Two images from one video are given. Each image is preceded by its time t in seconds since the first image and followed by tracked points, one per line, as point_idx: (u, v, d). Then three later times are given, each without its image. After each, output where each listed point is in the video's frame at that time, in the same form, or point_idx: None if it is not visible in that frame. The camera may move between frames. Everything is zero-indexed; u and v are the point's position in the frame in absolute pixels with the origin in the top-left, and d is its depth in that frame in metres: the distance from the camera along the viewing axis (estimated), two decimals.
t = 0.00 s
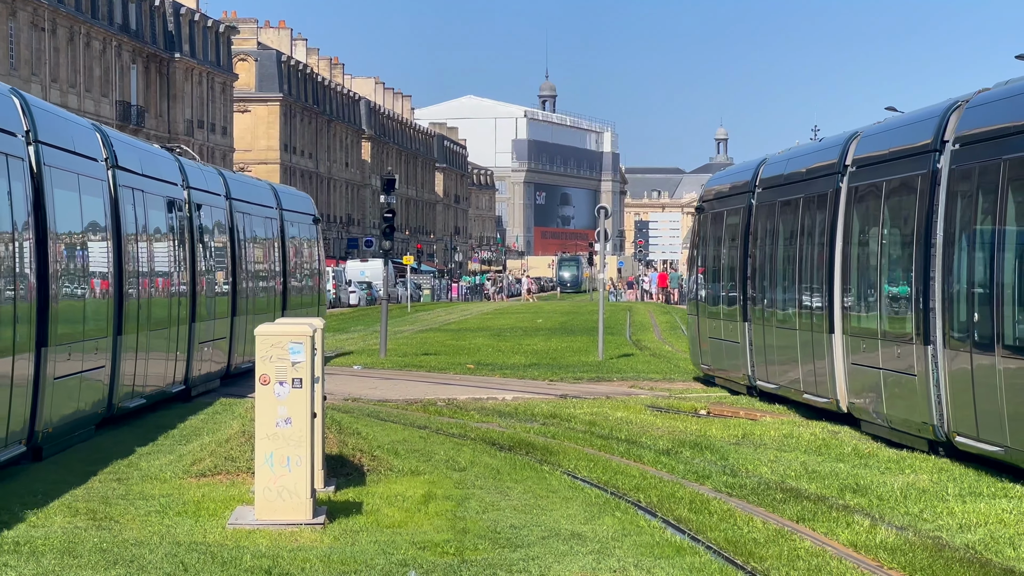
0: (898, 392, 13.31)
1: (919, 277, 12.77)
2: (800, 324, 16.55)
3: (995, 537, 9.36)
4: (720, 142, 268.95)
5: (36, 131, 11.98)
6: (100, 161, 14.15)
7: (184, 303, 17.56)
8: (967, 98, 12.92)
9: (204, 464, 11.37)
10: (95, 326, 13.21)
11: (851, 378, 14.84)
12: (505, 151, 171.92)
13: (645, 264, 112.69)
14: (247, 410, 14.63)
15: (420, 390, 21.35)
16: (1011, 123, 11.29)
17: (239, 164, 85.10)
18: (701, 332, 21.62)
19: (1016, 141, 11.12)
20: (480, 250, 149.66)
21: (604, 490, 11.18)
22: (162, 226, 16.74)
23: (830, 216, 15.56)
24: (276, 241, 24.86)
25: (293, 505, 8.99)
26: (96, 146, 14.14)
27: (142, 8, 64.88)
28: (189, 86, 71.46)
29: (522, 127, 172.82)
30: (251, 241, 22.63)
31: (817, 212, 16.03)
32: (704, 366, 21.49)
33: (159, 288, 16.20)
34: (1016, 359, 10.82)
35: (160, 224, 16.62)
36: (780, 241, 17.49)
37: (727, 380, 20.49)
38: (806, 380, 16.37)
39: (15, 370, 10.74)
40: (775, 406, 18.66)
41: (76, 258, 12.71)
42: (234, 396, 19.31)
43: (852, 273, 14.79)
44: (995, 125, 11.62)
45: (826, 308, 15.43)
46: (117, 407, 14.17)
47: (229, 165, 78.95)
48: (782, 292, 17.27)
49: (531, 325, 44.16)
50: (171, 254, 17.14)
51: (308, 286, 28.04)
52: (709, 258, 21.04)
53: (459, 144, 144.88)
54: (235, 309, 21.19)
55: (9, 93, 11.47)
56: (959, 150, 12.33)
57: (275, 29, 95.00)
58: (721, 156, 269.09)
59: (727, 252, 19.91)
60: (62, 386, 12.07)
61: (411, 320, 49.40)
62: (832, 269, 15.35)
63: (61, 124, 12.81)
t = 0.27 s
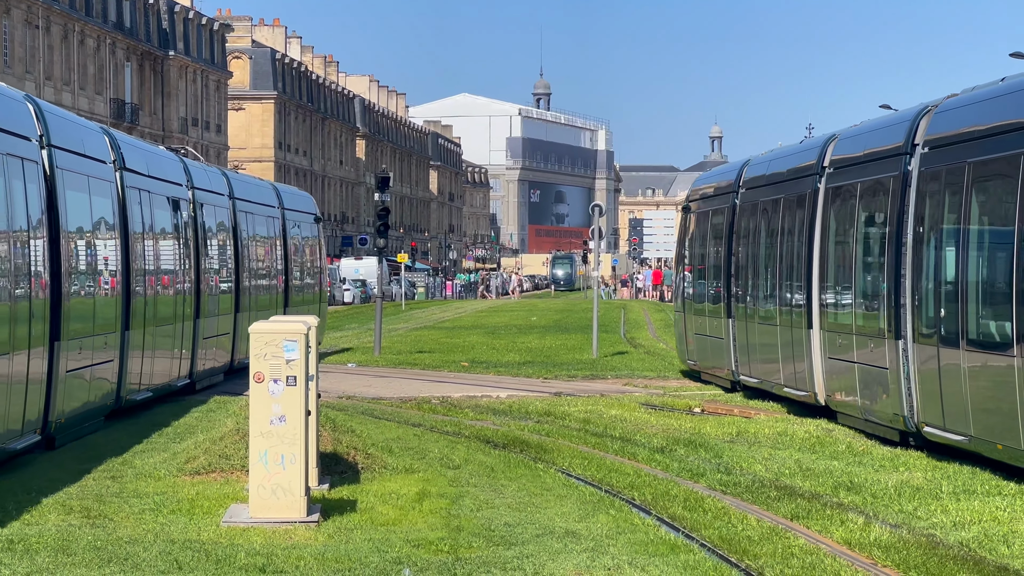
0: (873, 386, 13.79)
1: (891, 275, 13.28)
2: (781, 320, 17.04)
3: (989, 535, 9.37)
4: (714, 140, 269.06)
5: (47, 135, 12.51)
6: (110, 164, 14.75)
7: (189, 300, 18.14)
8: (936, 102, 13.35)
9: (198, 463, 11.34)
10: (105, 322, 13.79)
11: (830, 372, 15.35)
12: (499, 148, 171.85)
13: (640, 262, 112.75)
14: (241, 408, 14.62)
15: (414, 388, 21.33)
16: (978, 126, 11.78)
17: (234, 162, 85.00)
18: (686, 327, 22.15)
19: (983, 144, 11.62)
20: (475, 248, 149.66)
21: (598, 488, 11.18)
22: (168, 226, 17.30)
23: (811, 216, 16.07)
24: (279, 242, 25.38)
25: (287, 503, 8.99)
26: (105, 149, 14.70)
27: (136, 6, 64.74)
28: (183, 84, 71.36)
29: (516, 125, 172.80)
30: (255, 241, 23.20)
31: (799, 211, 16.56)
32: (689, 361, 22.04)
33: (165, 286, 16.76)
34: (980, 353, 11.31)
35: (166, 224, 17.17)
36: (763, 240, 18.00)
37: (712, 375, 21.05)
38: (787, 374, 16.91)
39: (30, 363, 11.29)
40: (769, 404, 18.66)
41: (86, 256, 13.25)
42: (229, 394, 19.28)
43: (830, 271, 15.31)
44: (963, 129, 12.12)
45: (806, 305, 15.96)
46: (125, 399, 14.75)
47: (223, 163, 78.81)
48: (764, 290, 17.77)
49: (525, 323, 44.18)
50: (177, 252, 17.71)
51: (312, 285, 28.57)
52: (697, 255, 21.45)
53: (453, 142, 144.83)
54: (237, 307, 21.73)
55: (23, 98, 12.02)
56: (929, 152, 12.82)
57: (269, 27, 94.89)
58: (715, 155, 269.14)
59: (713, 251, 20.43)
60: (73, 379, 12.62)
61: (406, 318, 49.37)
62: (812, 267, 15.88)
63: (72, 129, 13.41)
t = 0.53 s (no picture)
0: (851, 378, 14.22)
1: (865, 272, 13.78)
2: (761, 315, 17.47)
3: (983, 532, 9.38)
4: (709, 138, 269.22)
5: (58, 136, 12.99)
6: (117, 164, 15.14)
7: (195, 297, 18.52)
8: (905, 105, 13.83)
9: (193, 460, 11.34)
10: (113, 318, 14.26)
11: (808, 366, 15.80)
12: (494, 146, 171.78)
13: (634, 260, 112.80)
14: (236, 405, 14.61)
15: (409, 385, 21.32)
16: (953, 128, 12.11)
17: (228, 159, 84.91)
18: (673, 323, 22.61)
19: (958, 144, 11.95)
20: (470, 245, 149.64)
21: (593, 486, 11.18)
22: (174, 224, 17.68)
23: (790, 214, 16.52)
24: (281, 240, 25.68)
25: (282, 500, 8.99)
26: (113, 150, 15.12)
27: (131, 3, 64.62)
28: (178, 81, 71.27)
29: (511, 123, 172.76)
30: (258, 238, 23.56)
31: (779, 209, 17.03)
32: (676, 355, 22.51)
33: (170, 283, 17.14)
34: (944, 345, 11.82)
35: (172, 222, 17.56)
36: (745, 237, 18.43)
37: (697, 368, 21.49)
38: (767, 368, 17.39)
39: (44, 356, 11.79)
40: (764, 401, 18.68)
41: (96, 251, 13.75)
42: (224, 391, 19.27)
43: (811, 268, 15.71)
44: (929, 132, 12.64)
45: (785, 301, 16.41)
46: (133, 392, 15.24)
47: (218, 160, 78.71)
48: (745, 287, 18.24)
49: (520, 320, 44.19)
50: (182, 249, 18.08)
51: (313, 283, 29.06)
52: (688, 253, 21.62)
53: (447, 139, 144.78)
54: (242, 303, 22.07)
55: (36, 102, 12.51)
56: (898, 154, 13.31)
57: (264, 24, 94.80)
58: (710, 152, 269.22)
59: (698, 247, 20.85)
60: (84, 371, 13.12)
61: (401, 315, 49.37)
62: (791, 264, 16.34)
63: (81, 130, 13.89)
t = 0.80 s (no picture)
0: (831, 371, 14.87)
1: (844, 269, 14.43)
2: (747, 309, 18.11)
3: (978, 529, 9.39)
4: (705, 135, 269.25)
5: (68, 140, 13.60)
6: (126, 165, 15.72)
7: (201, 293, 19.08)
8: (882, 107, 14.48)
9: (189, 457, 11.34)
10: (122, 313, 14.86)
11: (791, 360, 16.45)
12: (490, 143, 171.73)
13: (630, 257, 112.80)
14: (232, 403, 14.61)
15: (404, 382, 21.32)
16: (940, 126, 12.38)
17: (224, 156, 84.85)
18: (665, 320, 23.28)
19: (945, 143, 12.18)
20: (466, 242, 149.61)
21: (589, 483, 11.19)
22: (181, 223, 18.23)
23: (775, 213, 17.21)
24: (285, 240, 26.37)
25: (278, 497, 8.98)
26: (122, 152, 15.71)
27: None
28: (173, 78, 71.21)
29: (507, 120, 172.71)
30: (262, 236, 24.19)
31: (762, 208, 17.74)
32: (667, 351, 23.17)
33: (177, 279, 17.71)
34: (915, 338, 12.41)
35: (179, 221, 18.11)
36: (730, 236, 19.16)
37: (688, 364, 22.12)
38: (752, 362, 18.03)
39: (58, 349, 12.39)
40: (760, 398, 18.69)
41: (106, 246, 14.36)
42: (220, 388, 19.26)
43: (794, 265, 16.38)
44: (902, 135, 13.28)
45: (768, 297, 17.08)
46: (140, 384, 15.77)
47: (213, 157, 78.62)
48: (730, 283, 18.98)
49: (516, 317, 44.19)
50: (188, 247, 18.63)
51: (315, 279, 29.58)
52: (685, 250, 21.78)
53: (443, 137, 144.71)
54: (247, 300, 22.63)
55: (48, 106, 13.12)
56: (874, 156, 13.94)
57: (260, 21, 94.74)
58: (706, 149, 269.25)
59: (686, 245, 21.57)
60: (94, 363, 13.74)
61: (397, 312, 49.37)
62: (775, 261, 17.02)
63: (92, 133, 14.48)
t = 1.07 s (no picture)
0: (810, 365, 15.28)
1: (822, 267, 14.80)
2: (729, 306, 18.55)
3: (975, 527, 9.39)
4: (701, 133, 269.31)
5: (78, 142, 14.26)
6: (134, 166, 16.37)
7: (202, 289, 19.62)
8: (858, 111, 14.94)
9: (184, 454, 11.32)
10: (131, 309, 15.53)
11: (772, 355, 16.86)
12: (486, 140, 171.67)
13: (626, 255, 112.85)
14: (228, 400, 14.59)
15: (400, 379, 21.30)
16: (915, 130, 12.65)
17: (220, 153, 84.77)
18: (653, 318, 23.79)
19: (919, 145, 12.45)
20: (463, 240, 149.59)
21: (584, 480, 11.19)
22: (186, 221, 18.87)
23: (755, 213, 17.63)
24: (287, 238, 26.92)
25: (274, 495, 8.97)
26: (130, 153, 16.36)
27: None
28: (170, 75, 71.13)
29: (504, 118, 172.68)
30: (264, 234, 24.69)
31: (744, 206, 18.20)
32: (656, 348, 23.66)
33: (182, 276, 18.37)
34: (889, 334, 12.75)
35: (184, 219, 18.75)
36: (713, 233, 19.65)
37: (676, 360, 22.58)
38: (735, 358, 18.46)
39: (71, 342, 13.00)
40: (756, 396, 18.69)
41: (115, 243, 14.99)
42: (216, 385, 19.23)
43: (774, 264, 16.80)
44: (878, 137, 13.60)
45: (750, 294, 17.52)
46: (148, 376, 16.35)
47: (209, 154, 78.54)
48: (713, 280, 19.47)
49: (512, 315, 44.20)
50: (193, 244, 19.28)
51: (316, 277, 30.00)
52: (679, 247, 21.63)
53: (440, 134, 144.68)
54: (249, 297, 23.18)
55: (60, 110, 13.77)
56: (851, 158, 14.28)
57: (257, 19, 94.69)
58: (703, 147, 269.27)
59: (672, 243, 22.13)
60: (106, 356, 14.35)
61: (394, 310, 49.34)
62: (756, 260, 17.43)
63: (102, 136, 15.12)
